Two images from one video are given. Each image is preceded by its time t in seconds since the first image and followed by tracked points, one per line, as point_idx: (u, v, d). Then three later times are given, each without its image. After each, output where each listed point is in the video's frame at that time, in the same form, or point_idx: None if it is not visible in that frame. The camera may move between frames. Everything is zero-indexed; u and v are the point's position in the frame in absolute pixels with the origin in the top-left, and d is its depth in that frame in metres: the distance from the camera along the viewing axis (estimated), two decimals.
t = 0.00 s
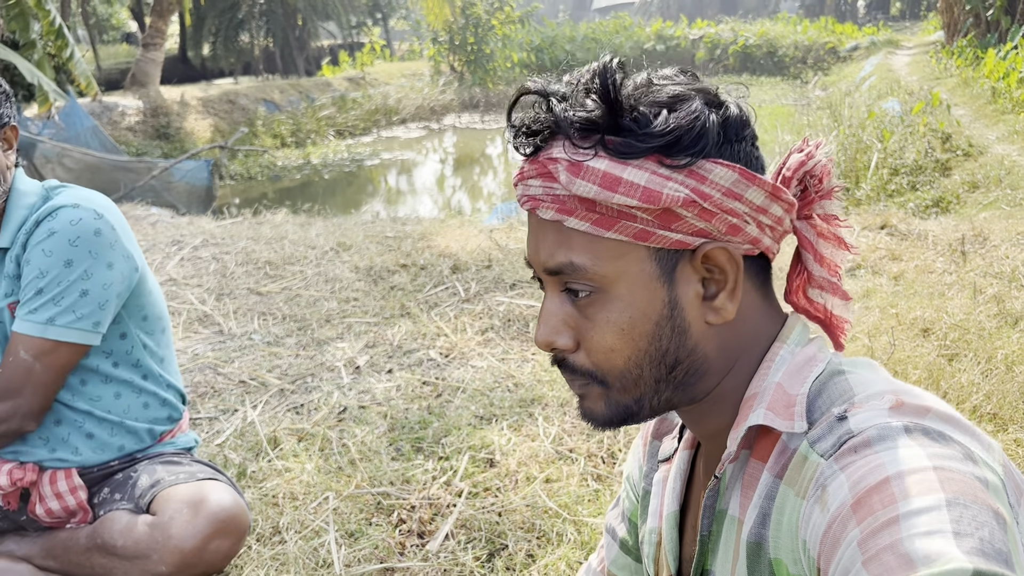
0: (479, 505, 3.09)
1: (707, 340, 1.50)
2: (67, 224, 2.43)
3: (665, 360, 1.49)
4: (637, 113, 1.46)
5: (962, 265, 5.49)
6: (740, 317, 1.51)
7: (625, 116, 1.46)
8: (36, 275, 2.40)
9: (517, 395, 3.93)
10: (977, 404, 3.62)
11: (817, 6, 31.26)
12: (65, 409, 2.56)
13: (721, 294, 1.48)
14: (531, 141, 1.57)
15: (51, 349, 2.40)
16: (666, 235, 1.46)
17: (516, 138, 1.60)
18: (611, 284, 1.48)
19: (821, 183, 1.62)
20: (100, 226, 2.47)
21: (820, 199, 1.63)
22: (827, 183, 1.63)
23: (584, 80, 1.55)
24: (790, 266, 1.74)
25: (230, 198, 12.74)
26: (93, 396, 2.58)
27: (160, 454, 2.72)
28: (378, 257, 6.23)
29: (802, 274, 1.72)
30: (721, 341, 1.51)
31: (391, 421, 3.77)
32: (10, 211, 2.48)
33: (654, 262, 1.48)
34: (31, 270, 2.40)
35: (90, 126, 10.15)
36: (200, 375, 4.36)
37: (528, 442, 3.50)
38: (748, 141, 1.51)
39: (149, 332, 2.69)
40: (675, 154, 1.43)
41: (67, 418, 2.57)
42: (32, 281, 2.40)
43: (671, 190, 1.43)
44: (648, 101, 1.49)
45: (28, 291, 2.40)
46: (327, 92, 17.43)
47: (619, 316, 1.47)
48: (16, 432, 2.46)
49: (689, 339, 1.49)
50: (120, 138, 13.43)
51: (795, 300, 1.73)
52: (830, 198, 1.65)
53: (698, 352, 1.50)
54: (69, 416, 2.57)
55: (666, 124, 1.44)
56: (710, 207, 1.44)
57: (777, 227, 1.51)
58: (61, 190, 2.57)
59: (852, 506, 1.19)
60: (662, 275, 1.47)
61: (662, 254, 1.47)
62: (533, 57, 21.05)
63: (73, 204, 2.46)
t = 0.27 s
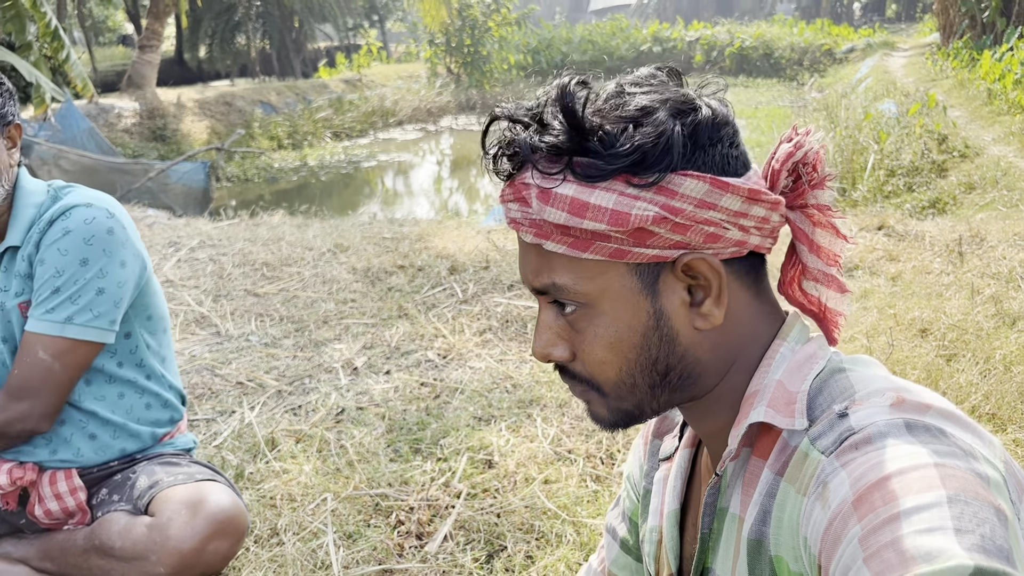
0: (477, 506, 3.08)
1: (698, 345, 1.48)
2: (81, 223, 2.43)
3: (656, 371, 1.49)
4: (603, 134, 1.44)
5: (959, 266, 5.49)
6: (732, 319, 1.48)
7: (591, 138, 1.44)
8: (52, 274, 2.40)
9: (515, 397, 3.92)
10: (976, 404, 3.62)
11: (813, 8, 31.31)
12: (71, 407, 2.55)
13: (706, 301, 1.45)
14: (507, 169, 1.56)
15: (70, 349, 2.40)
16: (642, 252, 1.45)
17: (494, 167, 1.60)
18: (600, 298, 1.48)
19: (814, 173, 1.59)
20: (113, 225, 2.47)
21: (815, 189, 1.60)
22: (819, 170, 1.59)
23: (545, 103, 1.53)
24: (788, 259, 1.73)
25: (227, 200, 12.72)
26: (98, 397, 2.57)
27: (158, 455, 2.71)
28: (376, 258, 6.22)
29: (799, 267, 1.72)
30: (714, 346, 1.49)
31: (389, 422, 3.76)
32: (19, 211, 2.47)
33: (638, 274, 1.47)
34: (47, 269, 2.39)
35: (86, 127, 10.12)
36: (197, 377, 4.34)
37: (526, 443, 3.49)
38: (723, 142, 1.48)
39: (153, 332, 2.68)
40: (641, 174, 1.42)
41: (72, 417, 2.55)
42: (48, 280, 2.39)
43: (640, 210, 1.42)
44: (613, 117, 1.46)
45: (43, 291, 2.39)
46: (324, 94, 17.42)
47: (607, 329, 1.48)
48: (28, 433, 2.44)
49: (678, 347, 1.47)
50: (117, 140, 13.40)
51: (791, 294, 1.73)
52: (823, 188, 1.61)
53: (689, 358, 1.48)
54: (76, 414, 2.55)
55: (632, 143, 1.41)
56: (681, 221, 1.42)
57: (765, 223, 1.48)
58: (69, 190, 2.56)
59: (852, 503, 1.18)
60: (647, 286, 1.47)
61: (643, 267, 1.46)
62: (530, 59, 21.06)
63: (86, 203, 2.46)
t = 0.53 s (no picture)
0: (479, 509, 3.07)
1: (697, 345, 1.47)
2: (110, 219, 2.44)
3: (653, 365, 1.48)
4: (621, 125, 1.44)
5: (957, 267, 5.50)
6: (733, 322, 1.47)
7: (607, 128, 1.44)
8: (93, 270, 2.40)
9: (515, 399, 3.92)
10: (976, 405, 3.62)
11: (808, 10, 31.40)
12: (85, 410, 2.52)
13: (708, 301, 1.45)
14: (523, 153, 1.56)
15: (126, 341, 2.40)
16: (650, 245, 1.45)
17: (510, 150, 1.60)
18: (600, 289, 1.48)
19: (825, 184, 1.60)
20: (137, 220, 2.50)
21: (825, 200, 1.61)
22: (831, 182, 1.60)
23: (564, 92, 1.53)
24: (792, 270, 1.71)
25: (223, 202, 12.69)
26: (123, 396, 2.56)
27: (158, 457, 2.71)
28: (374, 260, 6.21)
29: (803, 277, 1.70)
30: (713, 348, 1.48)
31: (389, 424, 3.75)
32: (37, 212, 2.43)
33: (642, 270, 1.46)
34: (88, 267, 2.39)
35: (82, 130, 10.09)
36: (196, 379, 4.33)
37: (527, 445, 3.48)
38: (738, 146, 1.48)
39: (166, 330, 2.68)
40: (654, 167, 1.42)
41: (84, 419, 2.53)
42: (91, 277, 2.39)
43: (651, 202, 1.42)
44: (633, 110, 1.47)
45: (87, 288, 2.38)
46: (320, 97, 17.40)
47: (606, 321, 1.47)
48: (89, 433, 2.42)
49: (678, 345, 1.47)
50: (112, 143, 13.36)
51: (793, 303, 1.70)
52: (834, 200, 1.63)
53: (688, 358, 1.48)
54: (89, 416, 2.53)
55: (649, 136, 1.42)
56: (692, 218, 1.42)
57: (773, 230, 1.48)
58: (82, 190, 2.55)
59: (857, 506, 1.18)
60: (649, 282, 1.46)
61: (648, 261, 1.46)
62: (525, 62, 21.08)
63: (110, 200, 2.47)
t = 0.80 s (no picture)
0: (479, 506, 3.07)
1: (707, 328, 1.48)
2: (150, 227, 2.47)
3: (663, 339, 1.49)
4: (667, 94, 1.46)
5: (953, 266, 5.52)
6: (747, 309, 1.49)
7: (653, 96, 1.46)
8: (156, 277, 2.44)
9: (515, 397, 3.92)
10: (973, 402, 3.63)
11: (803, 13, 31.52)
12: (93, 411, 2.54)
13: (725, 285, 1.46)
14: (563, 110, 1.57)
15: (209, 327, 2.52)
16: (679, 218, 1.45)
17: (550, 105, 1.61)
18: (615, 258, 1.49)
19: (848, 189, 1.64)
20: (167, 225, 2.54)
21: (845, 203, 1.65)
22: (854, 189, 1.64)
23: (617, 60, 1.55)
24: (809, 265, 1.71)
25: (219, 205, 12.67)
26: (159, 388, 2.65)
27: (159, 456, 2.71)
28: (372, 260, 6.21)
29: (820, 273, 1.70)
30: (723, 333, 1.50)
31: (388, 423, 3.75)
32: (61, 222, 2.42)
33: (661, 248, 1.47)
34: (150, 275, 2.43)
35: (78, 133, 10.07)
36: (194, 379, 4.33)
37: (527, 443, 3.49)
38: (776, 136, 1.50)
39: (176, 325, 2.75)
40: (697, 138, 1.43)
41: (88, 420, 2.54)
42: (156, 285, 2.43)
43: (688, 172, 1.42)
44: (681, 83, 1.48)
45: (158, 295, 2.43)
46: (316, 99, 17.40)
47: (619, 290, 1.48)
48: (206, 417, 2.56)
49: (689, 325, 1.48)
50: (108, 145, 13.33)
51: (807, 295, 1.70)
52: (857, 206, 1.67)
53: (697, 340, 1.49)
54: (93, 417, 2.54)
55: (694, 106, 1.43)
56: (726, 195, 1.43)
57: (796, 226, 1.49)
58: (99, 196, 2.53)
59: (860, 496, 1.18)
60: (666, 259, 1.47)
61: (672, 237, 1.47)
62: (521, 64, 21.12)
63: (140, 208, 2.49)
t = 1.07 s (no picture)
0: (476, 508, 3.07)
1: (707, 324, 1.49)
2: (171, 239, 2.55)
3: (665, 335, 1.49)
4: (667, 94, 1.45)
5: (948, 267, 5.53)
6: (748, 305, 1.49)
7: (654, 95, 1.46)
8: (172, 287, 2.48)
9: (511, 399, 3.92)
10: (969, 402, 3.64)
11: (797, 15, 31.64)
12: (96, 417, 2.58)
13: (725, 282, 1.47)
14: (564, 107, 1.57)
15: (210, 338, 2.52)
16: (679, 215, 1.46)
17: (552, 103, 1.61)
18: (618, 255, 1.49)
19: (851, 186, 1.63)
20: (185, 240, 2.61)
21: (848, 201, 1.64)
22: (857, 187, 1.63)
23: (617, 57, 1.54)
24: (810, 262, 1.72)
25: (215, 207, 12.65)
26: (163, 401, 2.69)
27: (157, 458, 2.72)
28: (368, 263, 6.21)
29: (820, 271, 1.70)
30: (722, 329, 1.50)
31: (385, 425, 3.75)
32: (80, 229, 2.46)
33: (662, 244, 1.48)
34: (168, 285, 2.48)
35: (72, 135, 10.03)
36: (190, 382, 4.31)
37: (524, 444, 3.48)
38: (777, 133, 1.49)
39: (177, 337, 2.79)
40: (696, 138, 1.43)
41: (90, 425, 2.58)
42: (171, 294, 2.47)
43: (687, 169, 1.43)
44: (681, 80, 1.48)
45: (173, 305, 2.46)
46: (312, 102, 17.38)
47: (621, 286, 1.49)
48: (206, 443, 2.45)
49: (689, 321, 1.49)
50: (103, 148, 13.30)
51: (807, 294, 1.71)
52: (860, 203, 1.65)
53: (696, 336, 1.50)
54: (95, 423, 2.58)
55: (693, 106, 1.43)
56: (726, 192, 1.43)
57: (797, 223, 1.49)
58: (117, 206, 2.58)
59: (858, 494, 1.18)
60: (666, 255, 1.48)
61: (672, 233, 1.47)
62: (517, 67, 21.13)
63: (162, 221, 2.56)
